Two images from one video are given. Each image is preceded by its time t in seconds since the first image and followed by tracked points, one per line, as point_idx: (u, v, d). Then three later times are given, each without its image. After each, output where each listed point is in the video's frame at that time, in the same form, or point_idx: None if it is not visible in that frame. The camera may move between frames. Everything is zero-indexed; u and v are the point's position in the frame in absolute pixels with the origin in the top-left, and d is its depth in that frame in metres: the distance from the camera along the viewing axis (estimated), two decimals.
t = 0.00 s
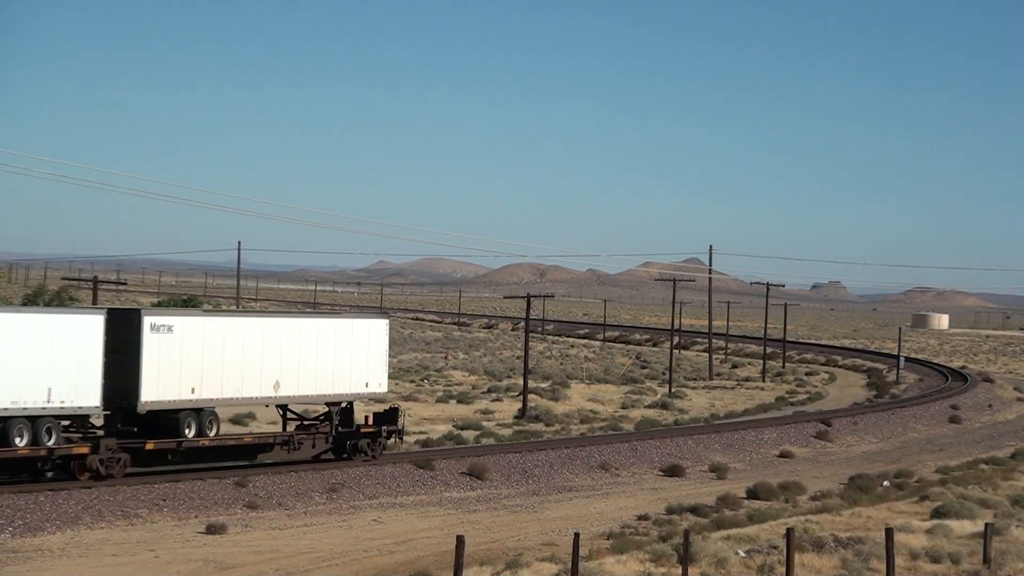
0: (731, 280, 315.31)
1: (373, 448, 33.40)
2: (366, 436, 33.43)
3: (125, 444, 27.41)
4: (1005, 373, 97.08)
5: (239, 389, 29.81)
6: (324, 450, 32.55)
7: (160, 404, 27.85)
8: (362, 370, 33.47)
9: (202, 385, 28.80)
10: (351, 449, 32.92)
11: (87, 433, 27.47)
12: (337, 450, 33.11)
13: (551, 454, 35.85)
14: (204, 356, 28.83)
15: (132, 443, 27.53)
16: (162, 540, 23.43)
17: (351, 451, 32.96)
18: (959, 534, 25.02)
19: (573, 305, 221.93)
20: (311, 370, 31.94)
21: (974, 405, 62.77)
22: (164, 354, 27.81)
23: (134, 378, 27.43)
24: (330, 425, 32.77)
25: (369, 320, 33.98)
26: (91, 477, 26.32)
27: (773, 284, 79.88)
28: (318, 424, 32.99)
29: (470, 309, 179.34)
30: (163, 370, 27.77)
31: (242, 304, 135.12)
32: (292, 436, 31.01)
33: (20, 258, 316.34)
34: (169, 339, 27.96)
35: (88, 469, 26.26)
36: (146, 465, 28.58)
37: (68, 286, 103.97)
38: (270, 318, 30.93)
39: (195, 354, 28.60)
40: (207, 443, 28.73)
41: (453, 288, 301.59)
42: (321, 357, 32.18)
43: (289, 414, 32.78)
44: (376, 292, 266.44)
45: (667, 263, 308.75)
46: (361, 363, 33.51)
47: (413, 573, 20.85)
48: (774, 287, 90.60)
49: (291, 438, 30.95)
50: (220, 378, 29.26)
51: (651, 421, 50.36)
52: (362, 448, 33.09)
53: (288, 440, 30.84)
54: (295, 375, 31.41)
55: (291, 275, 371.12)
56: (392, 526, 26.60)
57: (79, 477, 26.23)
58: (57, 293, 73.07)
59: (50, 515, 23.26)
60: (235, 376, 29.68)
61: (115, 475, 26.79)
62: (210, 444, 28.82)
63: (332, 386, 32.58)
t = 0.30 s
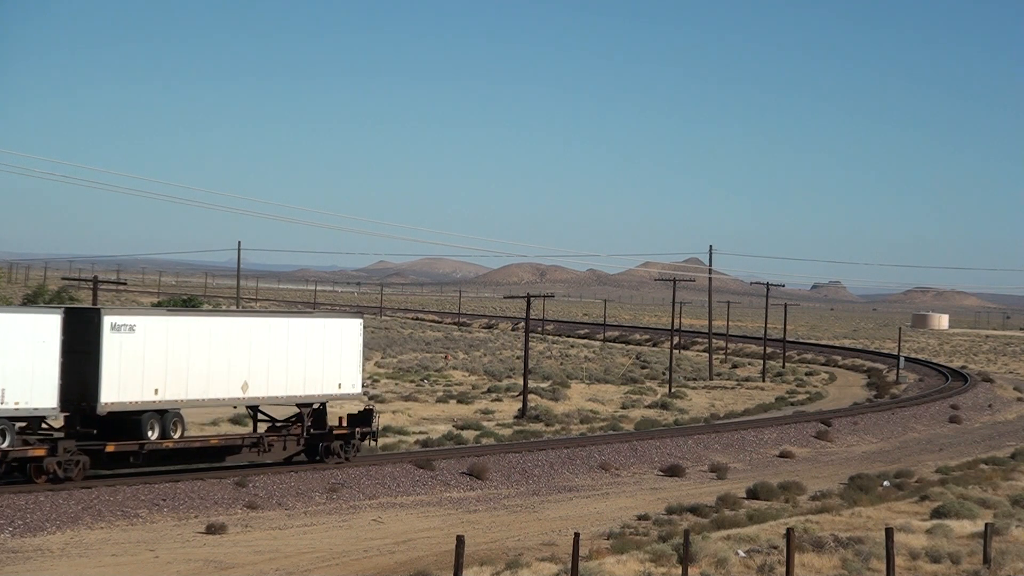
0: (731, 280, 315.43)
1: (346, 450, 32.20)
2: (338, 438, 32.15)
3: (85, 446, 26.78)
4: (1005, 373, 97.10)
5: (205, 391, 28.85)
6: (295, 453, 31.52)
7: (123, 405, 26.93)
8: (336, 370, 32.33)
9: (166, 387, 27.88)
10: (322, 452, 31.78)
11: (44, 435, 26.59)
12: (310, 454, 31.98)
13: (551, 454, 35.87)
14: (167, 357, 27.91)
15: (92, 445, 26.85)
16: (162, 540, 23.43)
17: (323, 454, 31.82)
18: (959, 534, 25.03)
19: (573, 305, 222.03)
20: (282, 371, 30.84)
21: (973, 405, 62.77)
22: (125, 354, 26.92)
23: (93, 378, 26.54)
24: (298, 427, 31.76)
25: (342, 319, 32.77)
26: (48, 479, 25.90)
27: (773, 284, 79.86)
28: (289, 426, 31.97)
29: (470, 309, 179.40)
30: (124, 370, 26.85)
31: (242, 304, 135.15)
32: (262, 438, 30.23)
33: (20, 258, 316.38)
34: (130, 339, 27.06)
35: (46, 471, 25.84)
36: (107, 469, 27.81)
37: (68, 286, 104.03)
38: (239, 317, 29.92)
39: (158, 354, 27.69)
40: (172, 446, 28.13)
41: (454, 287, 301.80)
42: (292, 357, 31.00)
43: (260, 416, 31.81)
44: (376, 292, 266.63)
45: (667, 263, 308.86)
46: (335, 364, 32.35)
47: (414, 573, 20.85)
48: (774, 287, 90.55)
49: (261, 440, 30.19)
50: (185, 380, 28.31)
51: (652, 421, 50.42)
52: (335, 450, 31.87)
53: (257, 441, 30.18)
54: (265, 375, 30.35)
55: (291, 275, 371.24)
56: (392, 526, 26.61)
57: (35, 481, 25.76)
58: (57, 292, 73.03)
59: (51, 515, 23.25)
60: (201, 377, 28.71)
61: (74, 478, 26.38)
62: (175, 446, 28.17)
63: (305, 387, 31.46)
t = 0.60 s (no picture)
0: (731, 280, 315.51)
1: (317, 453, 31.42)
2: (310, 440, 31.42)
3: (42, 448, 25.89)
4: (1005, 373, 97.16)
5: (169, 391, 28.05)
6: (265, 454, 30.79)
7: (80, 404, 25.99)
8: (306, 370, 31.47)
9: (127, 387, 27.10)
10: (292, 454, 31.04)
11: None
12: (281, 455, 31.26)
13: (551, 454, 35.86)
14: (128, 357, 27.11)
15: (49, 447, 25.92)
16: (162, 540, 23.43)
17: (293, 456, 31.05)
18: (959, 534, 25.03)
19: (574, 305, 222.21)
20: (249, 371, 30.00)
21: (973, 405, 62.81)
22: (82, 353, 26.03)
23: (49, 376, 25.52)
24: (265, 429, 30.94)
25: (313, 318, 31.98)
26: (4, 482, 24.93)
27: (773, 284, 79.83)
28: (258, 427, 31.18)
29: (470, 309, 179.39)
30: (80, 368, 25.91)
31: (242, 305, 135.13)
32: (230, 439, 29.65)
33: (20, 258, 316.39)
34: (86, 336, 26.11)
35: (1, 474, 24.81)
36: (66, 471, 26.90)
37: (68, 286, 103.92)
38: (204, 316, 29.11)
39: (117, 354, 26.86)
40: (134, 447, 27.23)
41: (453, 287, 301.99)
42: (261, 357, 30.23)
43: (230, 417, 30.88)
44: (376, 292, 266.71)
45: (667, 263, 309.07)
46: (305, 364, 31.48)
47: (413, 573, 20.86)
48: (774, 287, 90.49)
49: (229, 441, 29.59)
50: (147, 381, 27.50)
51: (652, 421, 50.39)
52: (305, 452, 31.10)
53: (224, 443, 29.51)
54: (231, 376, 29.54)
55: (291, 275, 371.27)
56: (392, 525, 26.62)
57: None
58: (58, 292, 72.97)
59: (51, 516, 23.25)
60: (164, 378, 27.88)
61: (31, 481, 25.39)
62: (136, 447, 27.26)
63: (274, 388, 30.62)
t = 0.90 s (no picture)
0: (731, 280, 315.59)
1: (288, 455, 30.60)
2: (280, 441, 30.53)
3: None
4: (1005, 373, 97.12)
5: (131, 392, 27.35)
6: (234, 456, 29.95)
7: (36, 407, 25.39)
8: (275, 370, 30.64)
9: (86, 388, 26.42)
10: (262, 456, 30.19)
11: None
12: (250, 457, 30.38)
13: (551, 454, 35.87)
14: (88, 357, 26.45)
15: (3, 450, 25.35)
16: (162, 540, 23.43)
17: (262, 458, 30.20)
18: (959, 534, 25.02)
19: (575, 305, 222.50)
20: (216, 371, 29.23)
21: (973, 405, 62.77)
22: (39, 353, 25.48)
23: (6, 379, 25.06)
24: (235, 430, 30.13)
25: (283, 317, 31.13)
26: None
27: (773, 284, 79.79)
28: (226, 429, 30.34)
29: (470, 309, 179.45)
30: (37, 370, 25.39)
31: (242, 305, 135.23)
32: (195, 442, 28.73)
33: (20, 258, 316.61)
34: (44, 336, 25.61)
35: None
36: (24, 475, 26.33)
37: (69, 285, 104.01)
38: (168, 315, 28.37)
39: (76, 354, 26.19)
40: (94, 450, 26.58)
41: (453, 288, 302.26)
42: (228, 357, 29.42)
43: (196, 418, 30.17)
44: (376, 292, 266.97)
45: (667, 262, 309.14)
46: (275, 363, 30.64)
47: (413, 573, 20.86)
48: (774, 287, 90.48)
49: (194, 444, 28.68)
50: (107, 381, 26.81)
51: (652, 421, 50.39)
52: (275, 453, 30.21)
53: (188, 445, 28.58)
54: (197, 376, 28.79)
55: (291, 275, 371.42)
56: (393, 526, 26.62)
57: None
58: (58, 292, 73.05)
59: (51, 516, 23.25)
60: (125, 378, 27.19)
61: None
62: (95, 450, 26.55)
63: (242, 389, 29.84)
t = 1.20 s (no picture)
0: (731, 280, 315.62)
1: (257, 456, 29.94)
2: (249, 443, 29.80)
3: None
4: (1005, 373, 97.09)
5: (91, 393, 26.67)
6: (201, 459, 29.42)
7: None
8: (243, 370, 29.89)
9: (42, 389, 25.74)
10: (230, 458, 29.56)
11: None
12: (218, 459, 29.69)
13: (551, 454, 35.88)
14: (45, 358, 25.78)
15: None
16: (162, 540, 23.42)
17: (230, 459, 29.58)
18: (959, 534, 25.02)
19: (575, 305, 222.64)
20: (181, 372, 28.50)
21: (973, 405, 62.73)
22: None
23: None
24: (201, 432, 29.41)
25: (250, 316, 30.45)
26: None
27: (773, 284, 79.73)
28: (193, 431, 29.65)
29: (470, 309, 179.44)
30: None
31: (242, 305, 135.29)
32: (160, 443, 28.20)
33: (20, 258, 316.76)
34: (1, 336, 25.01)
35: None
36: None
37: (69, 286, 104.03)
38: (129, 315, 27.64)
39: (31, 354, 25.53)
40: (51, 451, 25.85)
41: (453, 288, 302.41)
42: (192, 357, 28.72)
43: (161, 420, 29.63)
44: (376, 292, 267.07)
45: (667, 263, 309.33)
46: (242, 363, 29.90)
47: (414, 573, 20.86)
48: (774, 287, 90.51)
49: (159, 446, 28.16)
50: (65, 382, 26.15)
51: (652, 421, 50.42)
52: (244, 456, 29.56)
53: (151, 447, 28.00)
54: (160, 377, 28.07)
55: (290, 275, 371.53)
56: (393, 525, 26.62)
57: None
58: (58, 292, 73.07)
59: (51, 515, 23.26)
60: (84, 379, 26.50)
61: None
62: (52, 451, 25.81)
63: (209, 390, 29.13)
